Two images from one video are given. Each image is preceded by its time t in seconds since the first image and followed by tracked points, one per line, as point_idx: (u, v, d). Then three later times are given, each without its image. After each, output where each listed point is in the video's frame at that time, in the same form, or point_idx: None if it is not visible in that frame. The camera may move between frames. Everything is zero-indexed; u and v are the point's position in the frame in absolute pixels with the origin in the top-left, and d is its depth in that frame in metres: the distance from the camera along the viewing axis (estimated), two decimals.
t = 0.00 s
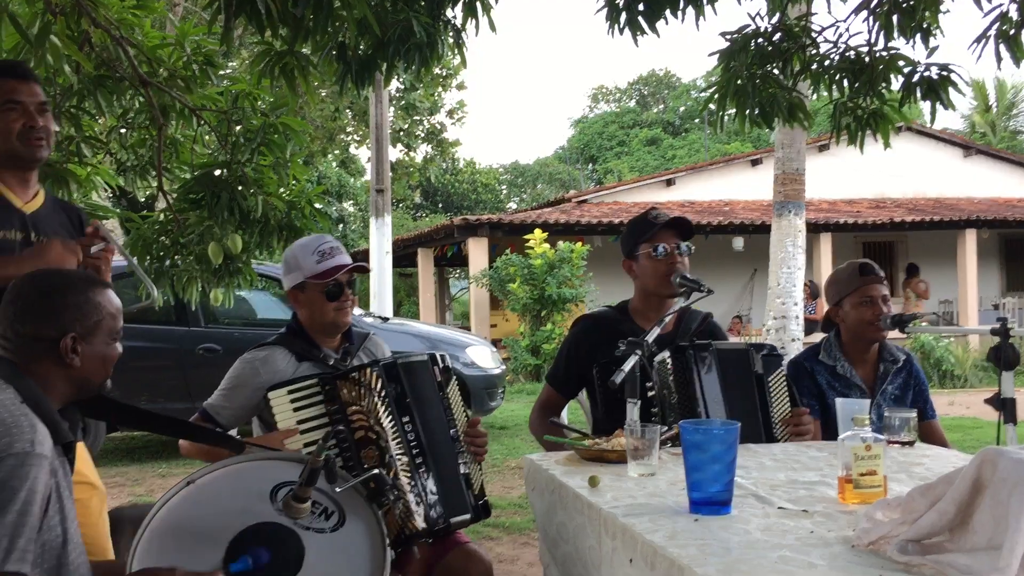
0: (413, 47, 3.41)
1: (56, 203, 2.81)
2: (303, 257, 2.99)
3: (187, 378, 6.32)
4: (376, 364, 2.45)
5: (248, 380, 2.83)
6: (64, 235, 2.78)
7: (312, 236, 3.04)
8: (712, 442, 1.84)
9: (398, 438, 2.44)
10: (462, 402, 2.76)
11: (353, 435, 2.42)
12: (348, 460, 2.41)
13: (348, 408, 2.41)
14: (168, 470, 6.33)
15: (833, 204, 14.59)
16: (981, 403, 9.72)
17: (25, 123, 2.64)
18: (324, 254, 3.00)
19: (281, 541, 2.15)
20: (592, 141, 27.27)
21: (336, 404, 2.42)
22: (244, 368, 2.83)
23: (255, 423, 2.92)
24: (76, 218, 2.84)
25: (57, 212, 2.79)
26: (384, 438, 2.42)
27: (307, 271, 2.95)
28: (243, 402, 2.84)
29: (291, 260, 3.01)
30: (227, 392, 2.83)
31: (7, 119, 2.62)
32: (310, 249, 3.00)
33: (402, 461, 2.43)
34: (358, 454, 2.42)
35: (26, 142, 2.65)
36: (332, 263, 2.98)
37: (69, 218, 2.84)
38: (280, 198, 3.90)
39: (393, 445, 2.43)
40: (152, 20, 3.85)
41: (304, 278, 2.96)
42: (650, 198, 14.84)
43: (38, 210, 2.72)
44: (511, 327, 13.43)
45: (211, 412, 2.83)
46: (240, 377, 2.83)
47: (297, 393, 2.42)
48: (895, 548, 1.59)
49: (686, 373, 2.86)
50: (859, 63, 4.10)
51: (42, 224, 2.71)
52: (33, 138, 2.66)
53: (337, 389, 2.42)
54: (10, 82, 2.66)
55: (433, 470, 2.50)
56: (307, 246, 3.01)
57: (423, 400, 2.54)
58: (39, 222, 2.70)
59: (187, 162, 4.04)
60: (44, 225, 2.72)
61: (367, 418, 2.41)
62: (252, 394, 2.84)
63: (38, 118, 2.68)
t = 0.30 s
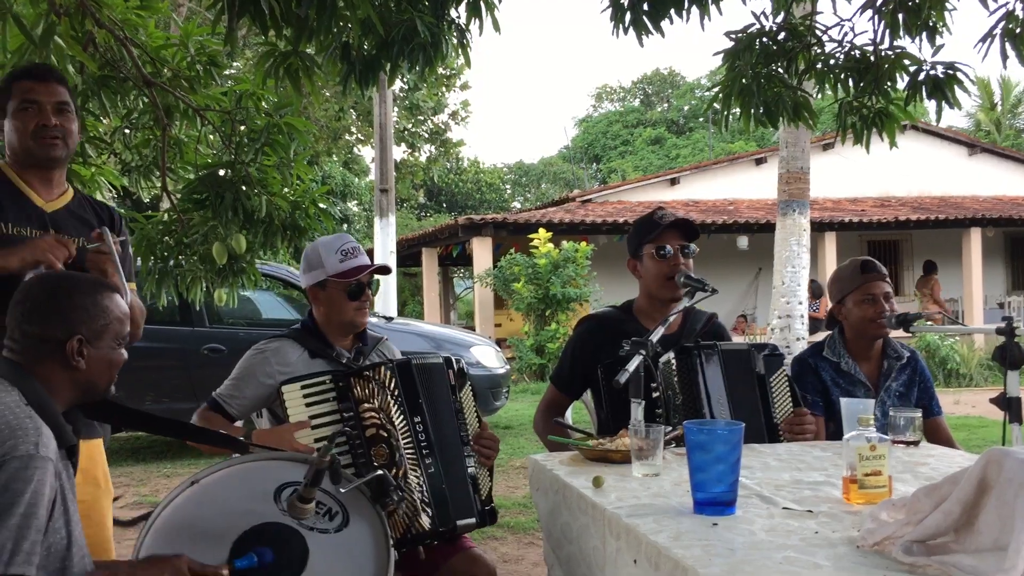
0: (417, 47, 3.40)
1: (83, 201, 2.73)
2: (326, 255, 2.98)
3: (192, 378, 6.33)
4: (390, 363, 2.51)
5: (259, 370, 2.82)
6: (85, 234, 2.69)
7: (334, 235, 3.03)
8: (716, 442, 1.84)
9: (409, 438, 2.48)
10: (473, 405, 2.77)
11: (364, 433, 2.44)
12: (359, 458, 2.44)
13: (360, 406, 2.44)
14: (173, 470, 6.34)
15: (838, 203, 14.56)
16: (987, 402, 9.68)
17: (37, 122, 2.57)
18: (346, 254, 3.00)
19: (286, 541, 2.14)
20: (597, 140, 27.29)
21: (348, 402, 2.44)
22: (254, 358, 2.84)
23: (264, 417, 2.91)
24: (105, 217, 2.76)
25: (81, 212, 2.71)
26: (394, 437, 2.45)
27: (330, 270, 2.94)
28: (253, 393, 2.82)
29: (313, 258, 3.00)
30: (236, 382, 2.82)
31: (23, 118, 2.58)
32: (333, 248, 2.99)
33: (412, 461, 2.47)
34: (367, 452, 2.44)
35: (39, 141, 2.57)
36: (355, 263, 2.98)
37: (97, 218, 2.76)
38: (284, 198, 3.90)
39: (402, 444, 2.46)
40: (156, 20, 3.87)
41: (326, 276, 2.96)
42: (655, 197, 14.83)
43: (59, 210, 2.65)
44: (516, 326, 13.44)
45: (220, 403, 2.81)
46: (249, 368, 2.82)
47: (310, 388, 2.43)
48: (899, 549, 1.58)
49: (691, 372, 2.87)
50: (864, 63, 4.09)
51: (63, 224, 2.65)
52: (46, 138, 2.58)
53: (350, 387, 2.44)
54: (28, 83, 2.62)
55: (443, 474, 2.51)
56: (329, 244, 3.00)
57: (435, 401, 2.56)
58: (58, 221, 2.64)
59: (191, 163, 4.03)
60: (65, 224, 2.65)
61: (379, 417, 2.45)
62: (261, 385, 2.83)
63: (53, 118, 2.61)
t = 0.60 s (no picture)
0: (419, 49, 3.41)
1: (96, 209, 2.74)
2: (344, 255, 2.96)
3: (194, 381, 6.33)
4: (399, 365, 2.53)
5: (270, 369, 2.83)
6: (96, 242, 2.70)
7: (351, 236, 3.01)
8: (719, 445, 1.83)
9: (416, 441, 2.50)
10: (487, 412, 2.74)
11: (372, 433, 2.41)
12: (365, 457, 2.40)
13: (369, 406, 2.42)
14: (176, 473, 6.34)
15: (841, 204, 14.54)
16: (990, 402, 9.67)
17: (48, 134, 2.57)
18: (362, 255, 2.98)
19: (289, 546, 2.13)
20: (598, 141, 27.30)
21: (356, 403, 2.42)
22: (265, 357, 2.84)
23: (273, 415, 2.91)
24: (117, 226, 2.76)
25: (92, 221, 2.71)
26: (402, 438, 2.44)
27: (347, 270, 2.92)
28: (262, 391, 2.83)
29: (328, 257, 2.97)
30: (246, 380, 2.83)
31: (34, 129, 2.57)
32: (350, 249, 2.97)
33: (418, 463, 2.48)
34: (375, 453, 2.40)
35: (50, 152, 2.58)
36: (372, 264, 2.97)
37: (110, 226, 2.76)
38: (286, 200, 3.90)
39: (409, 446, 2.48)
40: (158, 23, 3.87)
41: (341, 277, 2.93)
42: (657, 198, 14.83)
43: (70, 219, 2.66)
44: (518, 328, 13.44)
45: (230, 399, 2.82)
46: (259, 366, 2.83)
47: (320, 388, 2.42)
48: (903, 552, 1.58)
49: (696, 371, 2.87)
50: (867, 64, 4.09)
51: (73, 231, 2.65)
52: (56, 149, 2.58)
53: (359, 388, 2.43)
54: (41, 95, 2.61)
55: (450, 476, 2.52)
56: (347, 245, 2.98)
57: (444, 403, 2.59)
58: (67, 230, 2.64)
59: (193, 165, 4.04)
60: (75, 233, 2.65)
61: (387, 418, 2.43)
62: (270, 384, 2.84)
63: (64, 130, 2.60)
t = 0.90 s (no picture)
0: (419, 55, 3.43)
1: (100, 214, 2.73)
2: (347, 260, 2.95)
3: (193, 386, 6.32)
4: (399, 371, 2.50)
5: (271, 373, 2.83)
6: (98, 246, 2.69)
7: (355, 241, 3.01)
8: (719, 451, 1.83)
9: (416, 445, 2.49)
10: (490, 418, 2.75)
11: (372, 438, 2.42)
12: (365, 462, 2.40)
13: (369, 411, 2.42)
14: (176, 479, 6.33)
15: (840, 208, 14.55)
16: (991, 407, 9.66)
17: (50, 138, 2.57)
18: (366, 262, 2.97)
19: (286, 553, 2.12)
20: (598, 146, 27.35)
21: (356, 408, 2.42)
22: (266, 362, 2.84)
23: (273, 421, 2.91)
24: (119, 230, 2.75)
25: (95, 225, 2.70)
26: (402, 443, 2.44)
27: (350, 276, 2.92)
28: (263, 395, 2.83)
29: (332, 262, 2.97)
30: (247, 384, 2.82)
31: (38, 132, 2.58)
32: (353, 255, 2.96)
33: (418, 467, 2.48)
34: (375, 458, 2.41)
35: (52, 157, 2.58)
36: (376, 270, 2.97)
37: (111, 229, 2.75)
38: (285, 206, 3.89)
39: (409, 451, 2.47)
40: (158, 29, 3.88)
41: (344, 283, 2.93)
42: (657, 203, 14.84)
43: (73, 223, 2.65)
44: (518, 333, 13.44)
45: (230, 403, 2.80)
46: (260, 371, 2.83)
47: (320, 394, 2.41)
48: (905, 558, 1.57)
49: (697, 378, 2.86)
50: (867, 68, 4.07)
51: (75, 236, 2.64)
52: (59, 153, 2.58)
53: (359, 393, 2.42)
54: (43, 100, 2.61)
55: (450, 481, 2.53)
56: (350, 250, 2.98)
57: (444, 407, 2.59)
58: (70, 233, 2.63)
59: (193, 170, 4.04)
60: (78, 236, 2.64)
61: (387, 423, 2.44)
62: (271, 388, 2.83)
63: (66, 134, 2.61)
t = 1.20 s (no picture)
0: (417, 61, 3.43)
1: (88, 222, 2.73)
2: (339, 269, 2.95)
3: (190, 393, 6.31)
4: (390, 378, 2.52)
5: (263, 383, 2.83)
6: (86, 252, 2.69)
7: (350, 250, 3.00)
8: (717, 459, 1.84)
9: (408, 452, 2.50)
10: (490, 426, 2.74)
11: (365, 448, 2.40)
12: (360, 471, 2.40)
13: (361, 420, 2.40)
14: (173, 485, 6.31)
15: (838, 215, 14.57)
16: (988, 414, 9.66)
17: (41, 146, 2.58)
18: (359, 270, 2.96)
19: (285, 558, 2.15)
20: (596, 152, 27.43)
21: (349, 417, 2.40)
22: (258, 371, 2.84)
23: (266, 431, 2.90)
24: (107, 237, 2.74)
25: (83, 232, 2.70)
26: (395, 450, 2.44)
27: (341, 285, 2.91)
28: (256, 404, 2.82)
29: (326, 270, 2.97)
30: (239, 395, 2.82)
31: (27, 139, 2.58)
32: (347, 264, 2.96)
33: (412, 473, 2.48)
34: (369, 467, 2.40)
35: (42, 164, 2.58)
36: (369, 280, 2.96)
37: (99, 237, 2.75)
38: (283, 213, 3.89)
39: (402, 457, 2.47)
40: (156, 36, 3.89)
41: (337, 291, 2.92)
42: (654, 209, 14.85)
43: (61, 230, 2.65)
44: (516, 339, 13.45)
45: (223, 414, 2.79)
46: (253, 380, 2.83)
47: (311, 403, 2.39)
48: (902, 567, 1.57)
49: (695, 384, 2.89)
50: (863, 76, 4.09)
51: (64, 243, 2.64)
52: (48, 161, 2.58)
53: (351, 402, 2.41)
54: (32, 107, 2.60)
55: (444, 487, 2.53)
56: (344, 259, 2.97)
57: (436, 414, 2.58)
58: (58, 241, 2.63)
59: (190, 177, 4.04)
60: (66, 244, 2.64)
61: (380, 431, 2.43)
62: (263, 398, 2.83)
63: (56, 142, 2.61)
